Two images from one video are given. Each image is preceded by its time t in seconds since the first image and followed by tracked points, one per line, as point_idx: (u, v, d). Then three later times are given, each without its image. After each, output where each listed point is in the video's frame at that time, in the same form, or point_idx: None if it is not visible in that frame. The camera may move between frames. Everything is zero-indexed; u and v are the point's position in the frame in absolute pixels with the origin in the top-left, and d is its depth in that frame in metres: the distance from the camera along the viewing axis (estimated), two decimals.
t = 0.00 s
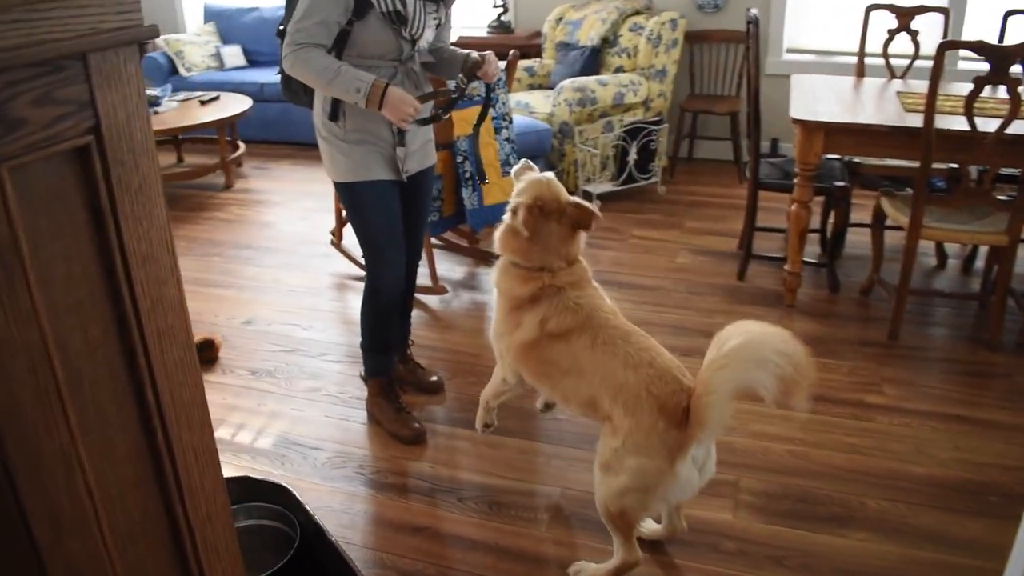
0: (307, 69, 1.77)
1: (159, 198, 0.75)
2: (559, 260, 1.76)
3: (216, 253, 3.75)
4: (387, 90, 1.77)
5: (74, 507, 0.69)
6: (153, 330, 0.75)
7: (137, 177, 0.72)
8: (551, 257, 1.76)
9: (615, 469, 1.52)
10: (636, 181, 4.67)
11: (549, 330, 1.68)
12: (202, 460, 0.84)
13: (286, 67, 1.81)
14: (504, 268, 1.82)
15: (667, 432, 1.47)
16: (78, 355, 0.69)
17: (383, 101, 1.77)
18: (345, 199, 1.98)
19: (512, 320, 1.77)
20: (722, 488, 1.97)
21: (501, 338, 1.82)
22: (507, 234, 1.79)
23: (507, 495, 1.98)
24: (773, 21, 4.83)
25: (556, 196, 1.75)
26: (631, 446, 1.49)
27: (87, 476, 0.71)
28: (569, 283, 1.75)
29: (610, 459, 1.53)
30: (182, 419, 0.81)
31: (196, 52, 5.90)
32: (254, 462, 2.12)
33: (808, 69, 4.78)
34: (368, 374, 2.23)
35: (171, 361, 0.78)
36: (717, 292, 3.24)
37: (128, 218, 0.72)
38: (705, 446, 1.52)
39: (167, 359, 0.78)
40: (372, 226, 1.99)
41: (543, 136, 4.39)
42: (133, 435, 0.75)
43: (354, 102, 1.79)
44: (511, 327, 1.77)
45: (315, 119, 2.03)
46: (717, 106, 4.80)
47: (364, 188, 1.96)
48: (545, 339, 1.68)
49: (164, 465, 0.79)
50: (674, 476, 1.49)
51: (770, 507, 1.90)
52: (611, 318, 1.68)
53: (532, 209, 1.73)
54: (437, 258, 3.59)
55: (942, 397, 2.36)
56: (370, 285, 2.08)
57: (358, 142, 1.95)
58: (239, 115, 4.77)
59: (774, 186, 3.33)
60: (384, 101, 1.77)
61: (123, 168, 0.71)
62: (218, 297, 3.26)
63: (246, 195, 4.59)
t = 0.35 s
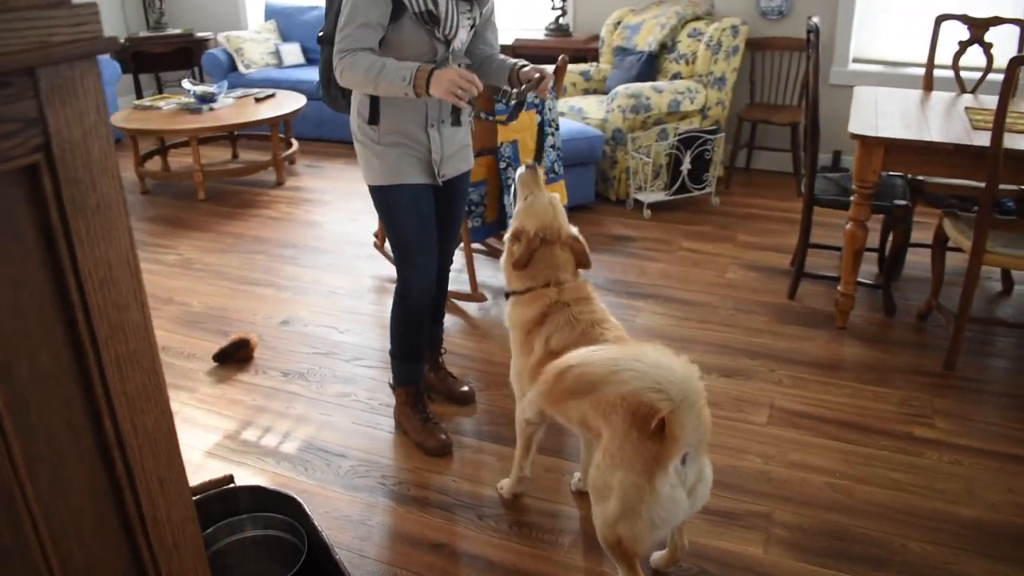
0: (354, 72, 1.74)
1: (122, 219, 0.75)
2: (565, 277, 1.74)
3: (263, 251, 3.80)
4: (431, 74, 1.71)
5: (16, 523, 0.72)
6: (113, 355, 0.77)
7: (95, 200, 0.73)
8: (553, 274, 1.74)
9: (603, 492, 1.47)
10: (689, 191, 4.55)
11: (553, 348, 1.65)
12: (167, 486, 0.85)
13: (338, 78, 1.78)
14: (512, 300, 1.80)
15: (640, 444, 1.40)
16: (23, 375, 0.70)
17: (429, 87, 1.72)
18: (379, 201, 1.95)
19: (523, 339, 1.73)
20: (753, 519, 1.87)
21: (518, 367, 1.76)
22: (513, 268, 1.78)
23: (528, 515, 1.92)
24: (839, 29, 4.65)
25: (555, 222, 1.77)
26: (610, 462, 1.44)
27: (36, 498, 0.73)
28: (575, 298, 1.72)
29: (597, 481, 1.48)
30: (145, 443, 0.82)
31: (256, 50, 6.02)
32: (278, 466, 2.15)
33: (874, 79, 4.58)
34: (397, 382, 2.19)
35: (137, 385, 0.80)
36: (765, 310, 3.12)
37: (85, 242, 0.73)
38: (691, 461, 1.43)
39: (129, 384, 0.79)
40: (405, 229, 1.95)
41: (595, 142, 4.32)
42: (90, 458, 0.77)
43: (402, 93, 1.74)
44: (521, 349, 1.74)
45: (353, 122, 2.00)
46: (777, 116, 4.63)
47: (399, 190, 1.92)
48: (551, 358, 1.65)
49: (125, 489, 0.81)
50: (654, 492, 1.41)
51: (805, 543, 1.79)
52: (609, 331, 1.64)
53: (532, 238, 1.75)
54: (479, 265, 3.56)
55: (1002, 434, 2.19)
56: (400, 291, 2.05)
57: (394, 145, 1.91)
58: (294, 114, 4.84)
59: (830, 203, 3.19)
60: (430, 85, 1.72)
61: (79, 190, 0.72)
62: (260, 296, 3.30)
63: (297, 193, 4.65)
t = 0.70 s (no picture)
0: (363, 39, 1.69)
1: (63, 190, 0.66)
2: (551, 265, 1.69)
3: (280, 222, 3.78)
4: (440, 32, 1.63)
5: None
6: (56, 339, 0.68)
7: (31, 172, 0.64)
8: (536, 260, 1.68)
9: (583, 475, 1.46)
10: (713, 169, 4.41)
11: (538, 333, 1.60)
12: (127, 481, 0.77)
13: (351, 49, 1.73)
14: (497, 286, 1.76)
15: (609, 423, 1.38)
16: None
17: (440, 47, 1.64)
18: (386, 173, 1.90)
19: (508, 329, 1.70)
20: (761, 509, 1.81)
21: (505, 354, 1.73)
22: (494, 255, 1.74)
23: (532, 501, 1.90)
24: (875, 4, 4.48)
25: (538, 204, 1.70)
26: (586, 442, 1.43)
27: None
28: (561, 284, 1.67)
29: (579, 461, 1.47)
30: (97, 436, 0.73)
31: (280, 20, 5.97)
32: (281, 442, 2.17)
33: (910, 57, 4.41)
34: (403, 360, 2.18)
35: (86, 373, 0.71)
36: (786, 293, 3.03)
37: (17, 211, 0.63)
38: (665, 447, 1.36)
39: (77, 370, 0.70)
40: (410, 203, 1.90)
41: (618, 117, 4.22)
42: (33, 450, 0.68)
43: (413, 54, 1.67)
44: (508, 336, 1.70)
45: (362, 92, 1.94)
46: (807, 94, 4.49)
47: (406, 162, 1.87)
48: (535, 342, 1.60)
49: (75, 484, 0.72)
50: (624, 477, 1.37)
51: (815, 537, 1.73)
52: (599, 317, 1.59)
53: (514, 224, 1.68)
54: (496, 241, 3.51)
55: None
56: (405, 265, 2.01)
57: (402, 117, 1.85)
58: (315, 85, 4.79)
59: (856, 184, 3.07)
60: (440, 48, 1.65)
61: (10, 158, 0.62)
62: (275, 268, 3.29)
63: (316, 165, 4.62)
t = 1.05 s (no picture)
0: (342, 10, 1.63)
1: None
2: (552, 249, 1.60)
3: (275, 204, 3.72)
4: None
5: None
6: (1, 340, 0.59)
7: None
8: (533, 241, 1.60)
9: (588, 467, 1.36)
10: (716, 143, 4.35)
11: (524, 331, 1.56)
12: (91, 490, 0.68)
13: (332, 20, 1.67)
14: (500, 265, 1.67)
15: (637, 425, 1.27)
16: None
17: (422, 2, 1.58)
18: (378, 151, 1.83)
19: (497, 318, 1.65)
20: (768, 494, 1.77)
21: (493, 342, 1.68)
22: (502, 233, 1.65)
23: (535, 489, 1.86)
24: None
25: (551, 187, 1.58)
26: (598, 441, 1.32)
27: None
28: (563, 273, 1.59)
29: (580, 453, 1.38)
30: (54, 442, 0.64)
31: None
32: (277, 432, 2.13)
33: (917, 26, 4.30)
34: (400, 345, 2.13)
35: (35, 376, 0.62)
36: (791, 269, 2.97)
37: None
38: (688, 443, 1.34)
39: (29, 373, 0.61)
40: (404, 181, 1.84)
41: (619, 91, 4.12)
42: None
43: (394, 15, 1.60)
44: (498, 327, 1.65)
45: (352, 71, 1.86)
46: (812, 64, 4.38)
47: (399, 139, 1.80)
48: (524, 341, 1.56)
49: (34, 499, 0.64)
50: (643, 477, 1.31)
51: (824, 522, 1.68)
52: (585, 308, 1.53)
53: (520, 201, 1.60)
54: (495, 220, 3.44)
55: None
56: (400, 247, 1.95)
57: (391, 94, 1.78)
58: (309, 63, 4.69)
59: (861, 156, 3.02)
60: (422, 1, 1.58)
61: None
62: (270, 252, 3.23)
63: (312, 145, 4.54)
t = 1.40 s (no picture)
0: None
1: None
2: (559, 248, 1.56)
3: (221, 198, 3.54)
4: None
5: None
6: None
7: None
8: (546, 244, 1.56)
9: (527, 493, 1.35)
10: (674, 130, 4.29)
11: (521, 326, 1.47)
12: None
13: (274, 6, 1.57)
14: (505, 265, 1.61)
15: (551, 459, 1.25)
16: None
17: None
18: (327, 147, 1.71)
19: (503, 310, 1.57)
20: (744, 495, 1.73)
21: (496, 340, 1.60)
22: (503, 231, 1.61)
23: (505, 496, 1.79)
24: None
25: (556, 180, 1.58)
26: (530, 466, 1.31)
27: None
28: (567, 278, 1.52)
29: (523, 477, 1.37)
30: None
31: None
32: (229, 444, 2.01)
33: (871, 12, 4.32)
34: (356, 348, 2.02)
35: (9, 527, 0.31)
36: (755, 259, 2.93)
37: None
38: (607, 493, 1.23)
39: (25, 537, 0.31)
40: (358, 176, 1.73)
41: (576, 78, 4.05)
42: None
43: None
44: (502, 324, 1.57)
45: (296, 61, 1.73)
46: (768, 50, 4.37)
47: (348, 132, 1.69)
48: (518, 336, 1.47)
49: None
50: (557, 512, 1.26)
51: (800, 522, 1.65)
52: (581, 316, 1.43)
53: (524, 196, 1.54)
54: (453, 212, 3.34)
55: (1005, 395, 2.06)
56: (354, 246, 1.85)
57: (338, 84, 1.66)
58: (254, 49, 4.49)
59: (824, 144, 2.97)
60: None
61: None
62: (217, 249, 3.07)
63: (260, 134, 4.36)
